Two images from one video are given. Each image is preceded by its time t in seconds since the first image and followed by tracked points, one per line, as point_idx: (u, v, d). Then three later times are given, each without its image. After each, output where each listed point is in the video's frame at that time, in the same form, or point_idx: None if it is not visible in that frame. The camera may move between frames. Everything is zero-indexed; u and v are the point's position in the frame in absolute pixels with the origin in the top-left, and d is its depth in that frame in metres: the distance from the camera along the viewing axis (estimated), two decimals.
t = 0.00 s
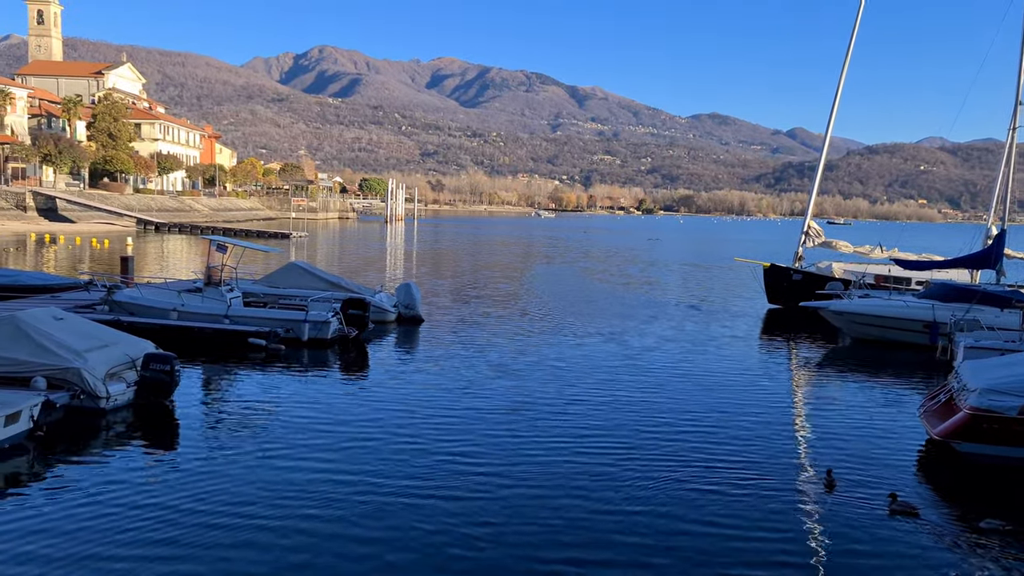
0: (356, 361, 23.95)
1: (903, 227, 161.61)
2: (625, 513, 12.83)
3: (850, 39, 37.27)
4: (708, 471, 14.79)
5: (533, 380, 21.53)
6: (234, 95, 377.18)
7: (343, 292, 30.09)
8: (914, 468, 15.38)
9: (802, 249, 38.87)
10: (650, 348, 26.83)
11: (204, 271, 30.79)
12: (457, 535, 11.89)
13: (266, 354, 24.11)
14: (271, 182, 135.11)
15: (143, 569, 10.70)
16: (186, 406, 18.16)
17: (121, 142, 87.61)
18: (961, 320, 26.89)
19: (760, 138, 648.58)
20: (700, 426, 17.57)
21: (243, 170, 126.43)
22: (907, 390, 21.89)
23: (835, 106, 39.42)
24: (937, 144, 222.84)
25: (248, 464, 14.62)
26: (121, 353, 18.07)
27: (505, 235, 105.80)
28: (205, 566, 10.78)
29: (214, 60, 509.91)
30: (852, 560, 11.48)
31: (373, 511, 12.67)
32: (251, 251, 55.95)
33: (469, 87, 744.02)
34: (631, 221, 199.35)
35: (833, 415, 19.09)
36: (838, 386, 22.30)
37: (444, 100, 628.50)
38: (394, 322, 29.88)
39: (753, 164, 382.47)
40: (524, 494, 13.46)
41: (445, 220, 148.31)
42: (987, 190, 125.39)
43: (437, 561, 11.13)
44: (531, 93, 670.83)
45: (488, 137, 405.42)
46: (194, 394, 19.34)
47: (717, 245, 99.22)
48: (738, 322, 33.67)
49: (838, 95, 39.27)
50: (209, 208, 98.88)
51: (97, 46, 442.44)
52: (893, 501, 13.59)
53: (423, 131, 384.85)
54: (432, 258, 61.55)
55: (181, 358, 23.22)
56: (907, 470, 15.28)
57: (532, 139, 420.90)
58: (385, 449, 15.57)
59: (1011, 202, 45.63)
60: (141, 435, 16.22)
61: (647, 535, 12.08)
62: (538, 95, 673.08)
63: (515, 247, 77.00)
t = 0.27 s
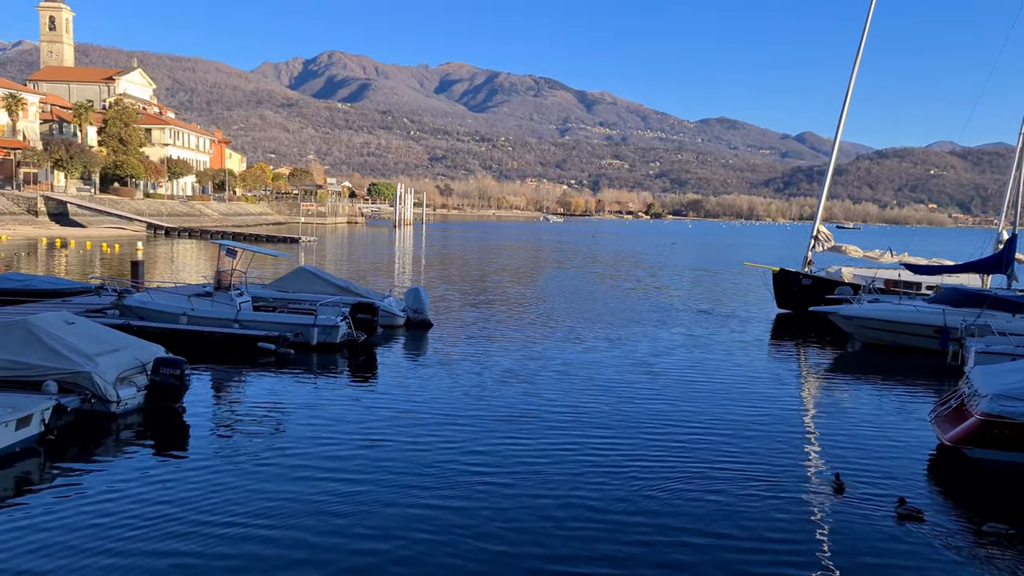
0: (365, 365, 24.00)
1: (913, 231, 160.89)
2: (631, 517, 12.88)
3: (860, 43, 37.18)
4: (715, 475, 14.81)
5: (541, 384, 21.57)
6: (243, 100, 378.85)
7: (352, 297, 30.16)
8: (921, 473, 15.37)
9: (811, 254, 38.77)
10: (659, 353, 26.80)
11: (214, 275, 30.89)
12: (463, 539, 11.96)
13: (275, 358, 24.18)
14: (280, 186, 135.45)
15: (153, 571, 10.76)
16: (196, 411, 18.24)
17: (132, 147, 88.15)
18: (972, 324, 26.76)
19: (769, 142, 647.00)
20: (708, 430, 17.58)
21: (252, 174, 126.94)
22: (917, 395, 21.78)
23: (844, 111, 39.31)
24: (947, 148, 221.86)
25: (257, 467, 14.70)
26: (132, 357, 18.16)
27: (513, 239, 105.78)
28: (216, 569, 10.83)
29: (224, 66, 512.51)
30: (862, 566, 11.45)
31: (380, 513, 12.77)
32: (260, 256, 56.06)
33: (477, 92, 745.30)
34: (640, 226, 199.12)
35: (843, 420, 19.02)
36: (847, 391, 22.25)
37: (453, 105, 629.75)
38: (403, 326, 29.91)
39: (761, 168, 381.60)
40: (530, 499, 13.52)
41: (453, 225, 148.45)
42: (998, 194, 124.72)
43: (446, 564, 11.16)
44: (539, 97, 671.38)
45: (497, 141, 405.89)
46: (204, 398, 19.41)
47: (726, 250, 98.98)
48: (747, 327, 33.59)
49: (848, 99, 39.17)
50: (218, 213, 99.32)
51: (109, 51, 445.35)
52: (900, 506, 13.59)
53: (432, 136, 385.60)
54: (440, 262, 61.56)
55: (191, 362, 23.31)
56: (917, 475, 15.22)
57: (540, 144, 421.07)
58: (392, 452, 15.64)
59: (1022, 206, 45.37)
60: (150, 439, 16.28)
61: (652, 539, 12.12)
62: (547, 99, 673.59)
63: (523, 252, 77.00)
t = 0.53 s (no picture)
0: (373, 369, 24.03)
1: (924, 236, 160.16)
2: (633, 520, 12.89)
3: (870, 47, 37.09)
4: (718, 479, 14.81)
5: (548, 388, 21.57)
6: (253, 105, 380.57)
7: (360, 301, 30.23)
8: (926, 477, 15.33)
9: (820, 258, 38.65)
10: (667, 357, 26.77)
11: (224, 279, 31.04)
12: (465, 541, 11.99)
13: (284, 362, 24.27)
14: (290, 191, 136.08)
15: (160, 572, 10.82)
16: (204, 414, 18.32)
17: (142, 152, 88.70)
18: (983, 329, 26.59)
19: (779, 146, 645.32)
20: (713, 435, 17.57)
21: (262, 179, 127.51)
22: (928, 400, 21.64)
23: (853, 115, 39.18)
24: (958, 152, 220.61)
25: (263, 469, 14.78)
26: (142, 361, 18.26)
27: (522, 243, 105.78)
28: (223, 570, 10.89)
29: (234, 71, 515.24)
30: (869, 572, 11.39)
31: (383, 515, 12.82)
32: (270, 260, 56.32)
33: (486, 97, 746.06)
34: (648, 230, 198.90)
35: (852, 425, 18.93)
36: (856, 395, 22.16)
37: (462, 109, 630.85)
38: (411, 330, 29.95)
39: (771, 173, 380.43)
40: (533, 501, 13.54)
41: (462, 229, 148.63)
42: (1009, 199, 124.01)
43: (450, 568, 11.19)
44: (548, 102, 671.74)
45: (505, 145, 406.36)
46: (213, 402, 19.50)
47: (736, 254, 98.68)
48: (756, 331, 33.50)
49: (857, 103, 39.07)
50: (228, 217, 99.77)
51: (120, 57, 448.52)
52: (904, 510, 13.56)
53: (441, 140, 386.36)
54: (449, 266, 61.70)
55: (201, 366, 23.41)
56: (928, 481, 15.11)
57: (549, 148, 421.25)
58: (397, 455, 15.70)
59: None
60: (160, 442, 16.38)
61: (654, 543, 12.13)
62: (555, 104, 674.01)
63: (531, 256, 77.00)
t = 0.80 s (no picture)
0: (382, 373, 24.10)
1: (934, 240, 159.35)
2: (636, 523, 12.94)
3: (880, 50, 37.05)
4: (723, 483, 14.82)
5: (555, 392, 21.59)
6: (262, 109, 381.95)
7: (369, 304, 30.30)
8: (932, 481, 15.31)
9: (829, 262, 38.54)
10: (675, 361, 26.71)
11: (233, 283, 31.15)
12: (469, 543, 12.05)
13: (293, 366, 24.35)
14: (298, 195, 136.55)
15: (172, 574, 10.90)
16: (214, 418, 18.39)
17: (152, 156, 89.15)
18: (995, 333, 26.46)
19: (787, 149, 643.78)
20: (719, 439, 17.56)
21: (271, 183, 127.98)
22: (938, 405, 21.56)
23: (863, 117, 39.09)
24: (968, 155, 219.60)
25: (271, 473, 14.86)
26: (152, 365, 18.36)
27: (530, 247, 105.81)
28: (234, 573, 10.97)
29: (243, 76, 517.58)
30: None
31: (389, 518, 12.89)
32: (279, 264, 56.49)
33: (494, 101, 746.93)
34: (657, 233, 198.62)
35: (862, 429, 18.88)
36: (865, 400, 22.06)
37: (470, 113, 631.71)
38: (420, 334, 29.99)
39: (779, 176, 379.32)
40: (537, 504, 13.59)
41: (470, 233, 148.83)
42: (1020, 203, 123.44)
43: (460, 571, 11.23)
44: (556, 105, 671.94)
45: (514, 149, 406.68)
46: (223, 405, 19.57)
47: (744, 258, 98.40)
48: (765, 335, 33.40)
49: (866, 107, 38.99)
50: (237, 221, 100.09)
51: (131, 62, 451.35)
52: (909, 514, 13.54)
53: (449, 144, 387.07)
54: (457, 270, 61.75)
55: (210, 369, 23.51)
56: (938, 486, 15.08)
57: (557, 152, 421.41)
58: (403, 458, 15.77)
59: None
60: (170, 445, 16.45)
61: (663, 546, 12.15)
62: (564, 107, 674.45)
63: (539, 260, 76.95)
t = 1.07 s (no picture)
0: (391, 376, 24.15)
1: (945, 243, 158.58)
2: (645, 526, 12.95)
3: (889, 53, 36.96)
4: (730, 486, 14.84)
5: (563, 396, 21.61)
6: (272, 114, 383.58)
7: (378, 308, 30.35)
8: (937, 484, 15.28)
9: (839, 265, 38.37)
10: (684, 365, 26.69)
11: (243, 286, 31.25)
12: (474, 544, 12.13)
13: (303, 369, 24.43)
14: (308, 199, 136.99)
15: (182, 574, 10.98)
16: (225, 421, 18.45)
17: (163, 160, 89.60)
18: (1006, 337, 26.32)
19: (797, 153, 642.11)
20: (726, 442, 17.57)
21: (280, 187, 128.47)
22: (948, 409, 21.47)
23: (873, 120, 38.94)
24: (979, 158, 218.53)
25: (278, 475, 14.95)
26: (162, 368, 18.40)
27: (539, 250, 105.74)
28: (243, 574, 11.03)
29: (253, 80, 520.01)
30: None
31: (394, 520, 12.95)
32: (288, 268, 56.67)
33: (503, 104, 747.75)
34: (666, 237, 198.34)
35: (872, 434, 18.82)
36: (874, 404, 21.99)
37: (479, 117, 632.46)
38: (429, 337, 30.04)
39: (789, 180, 378.02)
40: (541, 507, 13.65)
41: (479, 236, 149.00)
42: None
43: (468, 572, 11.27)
44: (564, 109, 672.06)
45: (522, 153, 406.99)
46: (232, 408, 19.65)
47: (754, 262, 98.08)
48: (774, 339, 33.34)
49: (876, 110, 38.88)
50: (247, 225, 100.53)
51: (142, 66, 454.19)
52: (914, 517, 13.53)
53: (458, 148, 387.69)
54: (465, 274, 61.79)
55: (220, 372, 23.61)
56: (948, 490, 15.02)
57: (566, 155, 421.46)
58: (410, 461, 15.82)
59: None
60: (180, 448, 16.50)
61: (672, 550, 12.16)
62: (572, 111, 674.70)
63: (548, 264, 76.97)
